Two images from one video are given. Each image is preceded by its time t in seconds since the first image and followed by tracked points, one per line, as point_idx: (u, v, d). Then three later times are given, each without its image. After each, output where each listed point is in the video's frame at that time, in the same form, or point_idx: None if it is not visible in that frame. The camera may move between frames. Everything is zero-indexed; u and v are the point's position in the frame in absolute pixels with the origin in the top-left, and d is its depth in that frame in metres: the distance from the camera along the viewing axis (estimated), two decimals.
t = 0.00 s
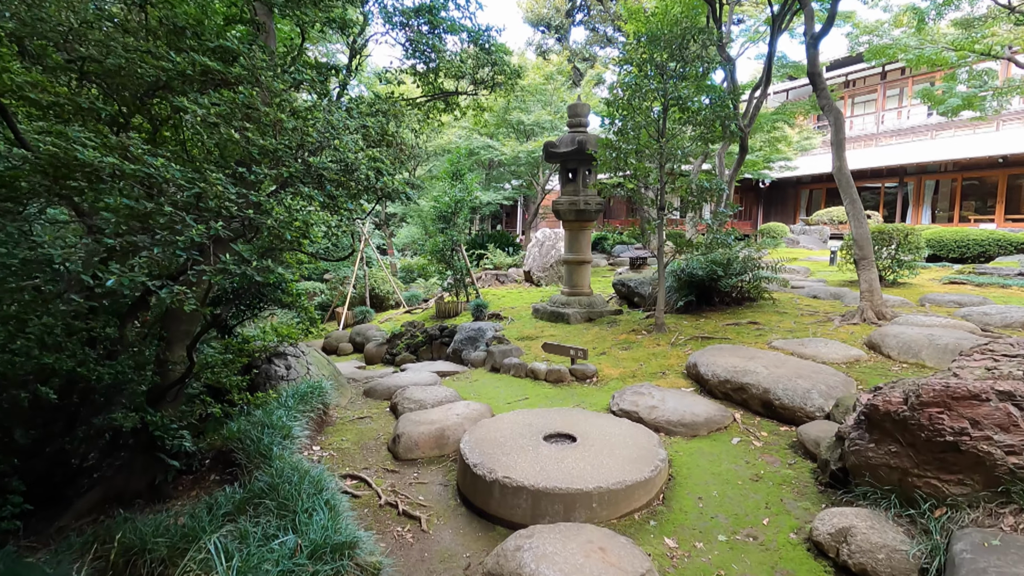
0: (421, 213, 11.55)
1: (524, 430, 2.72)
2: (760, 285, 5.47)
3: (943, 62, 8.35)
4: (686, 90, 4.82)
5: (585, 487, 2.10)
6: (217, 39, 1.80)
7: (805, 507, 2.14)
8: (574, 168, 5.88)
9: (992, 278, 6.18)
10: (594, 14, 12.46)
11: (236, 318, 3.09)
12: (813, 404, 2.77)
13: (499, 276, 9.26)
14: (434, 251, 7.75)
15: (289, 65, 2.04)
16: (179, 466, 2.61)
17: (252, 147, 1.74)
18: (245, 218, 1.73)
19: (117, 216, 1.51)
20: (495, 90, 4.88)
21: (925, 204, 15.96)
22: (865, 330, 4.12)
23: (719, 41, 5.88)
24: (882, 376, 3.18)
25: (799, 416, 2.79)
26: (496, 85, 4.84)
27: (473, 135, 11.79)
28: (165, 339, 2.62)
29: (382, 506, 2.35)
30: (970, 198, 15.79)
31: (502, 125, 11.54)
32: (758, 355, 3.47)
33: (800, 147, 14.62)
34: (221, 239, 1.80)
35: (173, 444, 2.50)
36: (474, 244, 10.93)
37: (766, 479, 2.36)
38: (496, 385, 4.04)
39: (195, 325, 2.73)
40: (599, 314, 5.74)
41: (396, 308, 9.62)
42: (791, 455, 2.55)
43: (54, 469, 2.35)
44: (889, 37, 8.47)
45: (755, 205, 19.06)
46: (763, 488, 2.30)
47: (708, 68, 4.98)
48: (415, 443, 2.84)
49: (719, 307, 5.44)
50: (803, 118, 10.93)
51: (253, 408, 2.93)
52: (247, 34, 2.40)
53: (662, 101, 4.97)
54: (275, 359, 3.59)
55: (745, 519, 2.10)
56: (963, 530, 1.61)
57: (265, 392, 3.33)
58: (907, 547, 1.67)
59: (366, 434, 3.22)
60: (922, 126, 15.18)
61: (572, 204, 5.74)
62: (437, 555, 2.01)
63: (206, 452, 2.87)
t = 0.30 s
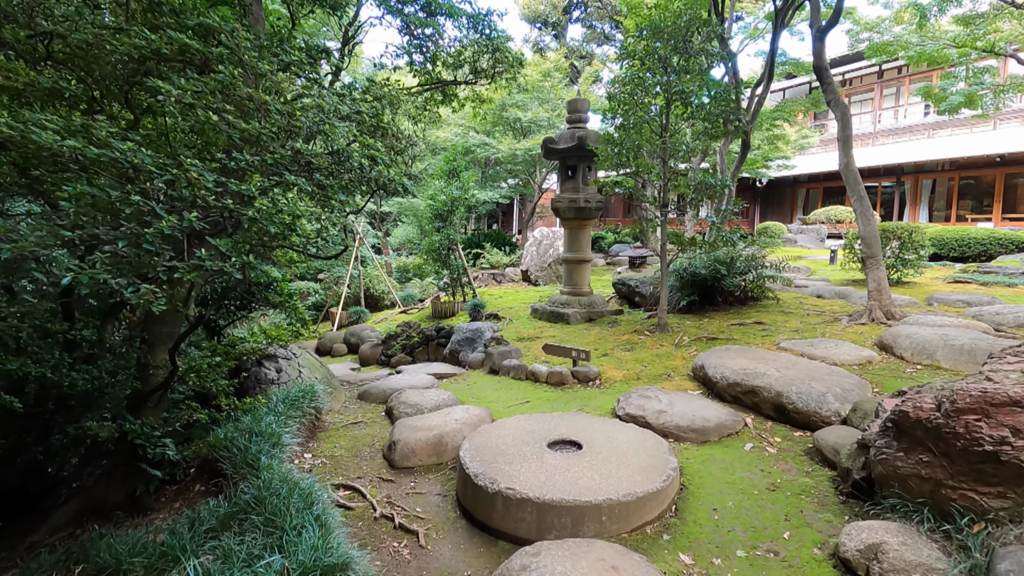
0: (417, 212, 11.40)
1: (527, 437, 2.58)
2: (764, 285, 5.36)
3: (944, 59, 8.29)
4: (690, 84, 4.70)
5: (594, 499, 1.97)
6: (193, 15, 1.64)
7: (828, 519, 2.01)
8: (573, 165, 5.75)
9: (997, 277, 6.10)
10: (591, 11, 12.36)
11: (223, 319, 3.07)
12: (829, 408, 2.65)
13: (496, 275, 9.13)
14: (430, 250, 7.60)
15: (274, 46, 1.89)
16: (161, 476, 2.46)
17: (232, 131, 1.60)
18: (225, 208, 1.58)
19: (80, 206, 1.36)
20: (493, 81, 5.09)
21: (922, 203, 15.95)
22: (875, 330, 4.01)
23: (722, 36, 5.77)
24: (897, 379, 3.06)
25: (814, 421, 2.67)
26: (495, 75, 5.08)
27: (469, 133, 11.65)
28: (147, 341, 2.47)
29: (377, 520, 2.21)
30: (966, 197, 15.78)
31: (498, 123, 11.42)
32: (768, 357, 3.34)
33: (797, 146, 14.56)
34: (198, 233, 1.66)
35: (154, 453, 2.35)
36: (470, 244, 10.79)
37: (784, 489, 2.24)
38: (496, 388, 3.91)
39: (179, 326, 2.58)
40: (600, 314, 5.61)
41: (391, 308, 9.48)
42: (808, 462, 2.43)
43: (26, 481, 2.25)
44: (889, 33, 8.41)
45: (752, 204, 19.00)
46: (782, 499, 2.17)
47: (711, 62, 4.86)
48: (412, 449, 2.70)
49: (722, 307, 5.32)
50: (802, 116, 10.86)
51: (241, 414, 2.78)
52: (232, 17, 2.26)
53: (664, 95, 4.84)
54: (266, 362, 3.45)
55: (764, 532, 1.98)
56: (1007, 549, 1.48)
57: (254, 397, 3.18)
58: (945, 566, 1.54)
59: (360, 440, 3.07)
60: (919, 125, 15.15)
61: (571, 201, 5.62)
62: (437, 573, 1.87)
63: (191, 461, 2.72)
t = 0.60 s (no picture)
0: (409, 212, 11.20)
1: (523, 452, 2.40)
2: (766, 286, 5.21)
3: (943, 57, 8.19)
4: (690, 78, 4.53)
5: (598, 525, 1.79)
6: None
7: (851, 544, 1.84)
8: (569, 163, 5.58)
9: (1001, 277, 5.99)
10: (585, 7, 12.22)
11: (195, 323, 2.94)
12: (845, 419, 2.49)
13: (490, 276, 8.95)
14: (422, 251, 7.41)
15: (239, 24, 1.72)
16: (126, 497, 2.26)
17: (178, 116, 1.41)
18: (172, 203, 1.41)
19: None
20: (485, 70, 5.01)
21: (917, 203, 15.93)
22: (883, 333, 3.86)
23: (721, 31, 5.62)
24: (913, 386, 2.90)
25: (829, 433, 2.50)
26: (488, 65, 5.01)
27: (462, 131, 11.46)
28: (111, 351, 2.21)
29: (362, 546, 2.03)
30: (961, 197, 15.77)
31: (492, 121, 11.25)
32: (776, 363, 3.18)
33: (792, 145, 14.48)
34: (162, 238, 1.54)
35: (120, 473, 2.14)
36: (463, 244, 10.60)
37: (801, 509, 2.07)
38: (489, 396, 3.73)
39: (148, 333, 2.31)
40: (597, 317, 5.44)
41: (383, 309, 9.29)
42: (825, 479, 2.26)
43: None
44: (887, 31, 8.32)
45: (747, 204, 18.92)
46: (800, 521, 2.00)
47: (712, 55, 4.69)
48: (400, 466, 2.52)
49: (723, 309, 5.17)
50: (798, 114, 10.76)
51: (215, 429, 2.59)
52: None
53: (663, 90, 4.67)
54: (245, 370, 3.25)
55: (784, 559, 1.81)
56: None
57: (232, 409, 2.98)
58: None
59: (345, 454, 2.88)
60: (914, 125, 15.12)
61: (567, 200, 5.44)
62: None
63: (161, 479, 2.52)
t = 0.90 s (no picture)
0: (395, 211, 10.99)
1: (512, 468, 2.25)
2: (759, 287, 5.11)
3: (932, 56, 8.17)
4: (684, 74, 4.40)
5: (595, 553, 1.64)
6: None
7: (867, 569, 1.71)
8: (558, 161, 5.42)
9: (992, 278, 5.95)
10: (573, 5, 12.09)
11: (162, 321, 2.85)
12: (852, 430, 2.36)
13: (477, 277, 8.79)
14: (407, 251, 7.22)
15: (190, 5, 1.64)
16: (81, 522, 2.06)
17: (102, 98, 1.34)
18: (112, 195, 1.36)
19: None
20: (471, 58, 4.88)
21: (902, 203, 16.05)
22: (881, 337, 3.76)
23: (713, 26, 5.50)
24: (918, 393, 2.79)
25: (835, 444, 2.37)
26: (474, 53, 4.90)
27: (448, 130, 11.28)
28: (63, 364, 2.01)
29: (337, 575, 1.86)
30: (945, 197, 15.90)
31: (479, 119, 11.07)
32: (775, 369, 3.05)
33: (780, 145, 14.47)
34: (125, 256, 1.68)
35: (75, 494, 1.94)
36: (449, 244, 10.41)
37: (810, 529, 1.94)
38: (476, 404, 3.57)
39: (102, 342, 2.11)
40: (587, 319, 5.31)
41: (367, 311, 9.08)
42: (833, 494, 2.13)
43: None
44: (876, 30, 8.28)
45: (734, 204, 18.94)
46: (810, 543, 1.86)
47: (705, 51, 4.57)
48: (380, 483, 2.35)
49: (716, 311, 5.06)
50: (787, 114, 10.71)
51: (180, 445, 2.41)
52: None
53: (656, 85, 4.54)
54: (216, 379, 3.06)
55: None
56: None
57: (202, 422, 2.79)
58: None
59: (323, 469, 2.70)
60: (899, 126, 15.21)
61: (556, 199, 5.29)
62: None
63: (120, 500, 2.32)
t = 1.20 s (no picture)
0: (376, 210, 10.77)
1: (498, 482, 2.09)
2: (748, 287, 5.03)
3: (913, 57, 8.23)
4: (673, 68, 4.29)
5: None
6: None
7: None
8: (543, 158, 5.29)
9: (976, 277, 5.97)
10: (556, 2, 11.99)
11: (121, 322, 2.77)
12: (854, 437, 2.25)
13: (461, 277, 8.63)
14: (388, 251, 7.02)
15: None
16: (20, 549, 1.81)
17: (1, 61, 1.23)
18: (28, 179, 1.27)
19: None
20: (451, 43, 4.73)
21: (881, 203, 16.27)
22: (874, 337, 3.69)
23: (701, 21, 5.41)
24: (917, 396, 2.70)
25: (835, 451, 2.27)
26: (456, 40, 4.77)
27: (430, 128, 11.09)
28: None
29: None
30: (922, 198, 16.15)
31: (462, 117, 10.90)
32: (770, 372, 2.95)
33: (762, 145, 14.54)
34: (56, 276, 1.64)
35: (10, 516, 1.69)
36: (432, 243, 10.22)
37: (816, 544, 1.82)
38: (459, 410, 3.41)
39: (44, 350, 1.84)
40: (573, 320, 5.18)
41: (348, 312, 8.86)
42: (837, 506, 2.02)
43: None
44: (859, 30, 8.31)
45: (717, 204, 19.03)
46: (816, 560, 1.74)
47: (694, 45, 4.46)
48: (356, 500, 2.18)
49: (704, 311, 4.97)
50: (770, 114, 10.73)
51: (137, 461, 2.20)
52: None
53: (644, 79, 4.42)
54: (180, 387, 2.85)
55: None
56: None
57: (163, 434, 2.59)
58: None
59: (294, 483, 2.53)
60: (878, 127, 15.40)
61: (542, 197, 5.15)
62: None
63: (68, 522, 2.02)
